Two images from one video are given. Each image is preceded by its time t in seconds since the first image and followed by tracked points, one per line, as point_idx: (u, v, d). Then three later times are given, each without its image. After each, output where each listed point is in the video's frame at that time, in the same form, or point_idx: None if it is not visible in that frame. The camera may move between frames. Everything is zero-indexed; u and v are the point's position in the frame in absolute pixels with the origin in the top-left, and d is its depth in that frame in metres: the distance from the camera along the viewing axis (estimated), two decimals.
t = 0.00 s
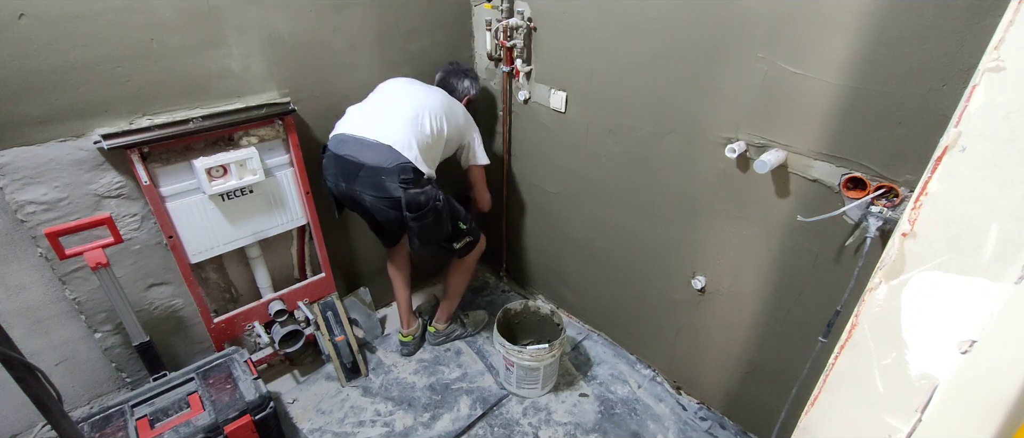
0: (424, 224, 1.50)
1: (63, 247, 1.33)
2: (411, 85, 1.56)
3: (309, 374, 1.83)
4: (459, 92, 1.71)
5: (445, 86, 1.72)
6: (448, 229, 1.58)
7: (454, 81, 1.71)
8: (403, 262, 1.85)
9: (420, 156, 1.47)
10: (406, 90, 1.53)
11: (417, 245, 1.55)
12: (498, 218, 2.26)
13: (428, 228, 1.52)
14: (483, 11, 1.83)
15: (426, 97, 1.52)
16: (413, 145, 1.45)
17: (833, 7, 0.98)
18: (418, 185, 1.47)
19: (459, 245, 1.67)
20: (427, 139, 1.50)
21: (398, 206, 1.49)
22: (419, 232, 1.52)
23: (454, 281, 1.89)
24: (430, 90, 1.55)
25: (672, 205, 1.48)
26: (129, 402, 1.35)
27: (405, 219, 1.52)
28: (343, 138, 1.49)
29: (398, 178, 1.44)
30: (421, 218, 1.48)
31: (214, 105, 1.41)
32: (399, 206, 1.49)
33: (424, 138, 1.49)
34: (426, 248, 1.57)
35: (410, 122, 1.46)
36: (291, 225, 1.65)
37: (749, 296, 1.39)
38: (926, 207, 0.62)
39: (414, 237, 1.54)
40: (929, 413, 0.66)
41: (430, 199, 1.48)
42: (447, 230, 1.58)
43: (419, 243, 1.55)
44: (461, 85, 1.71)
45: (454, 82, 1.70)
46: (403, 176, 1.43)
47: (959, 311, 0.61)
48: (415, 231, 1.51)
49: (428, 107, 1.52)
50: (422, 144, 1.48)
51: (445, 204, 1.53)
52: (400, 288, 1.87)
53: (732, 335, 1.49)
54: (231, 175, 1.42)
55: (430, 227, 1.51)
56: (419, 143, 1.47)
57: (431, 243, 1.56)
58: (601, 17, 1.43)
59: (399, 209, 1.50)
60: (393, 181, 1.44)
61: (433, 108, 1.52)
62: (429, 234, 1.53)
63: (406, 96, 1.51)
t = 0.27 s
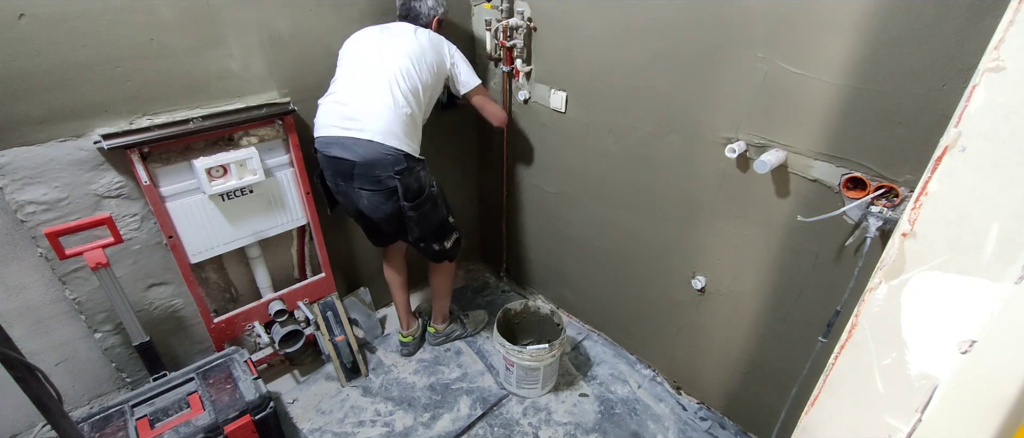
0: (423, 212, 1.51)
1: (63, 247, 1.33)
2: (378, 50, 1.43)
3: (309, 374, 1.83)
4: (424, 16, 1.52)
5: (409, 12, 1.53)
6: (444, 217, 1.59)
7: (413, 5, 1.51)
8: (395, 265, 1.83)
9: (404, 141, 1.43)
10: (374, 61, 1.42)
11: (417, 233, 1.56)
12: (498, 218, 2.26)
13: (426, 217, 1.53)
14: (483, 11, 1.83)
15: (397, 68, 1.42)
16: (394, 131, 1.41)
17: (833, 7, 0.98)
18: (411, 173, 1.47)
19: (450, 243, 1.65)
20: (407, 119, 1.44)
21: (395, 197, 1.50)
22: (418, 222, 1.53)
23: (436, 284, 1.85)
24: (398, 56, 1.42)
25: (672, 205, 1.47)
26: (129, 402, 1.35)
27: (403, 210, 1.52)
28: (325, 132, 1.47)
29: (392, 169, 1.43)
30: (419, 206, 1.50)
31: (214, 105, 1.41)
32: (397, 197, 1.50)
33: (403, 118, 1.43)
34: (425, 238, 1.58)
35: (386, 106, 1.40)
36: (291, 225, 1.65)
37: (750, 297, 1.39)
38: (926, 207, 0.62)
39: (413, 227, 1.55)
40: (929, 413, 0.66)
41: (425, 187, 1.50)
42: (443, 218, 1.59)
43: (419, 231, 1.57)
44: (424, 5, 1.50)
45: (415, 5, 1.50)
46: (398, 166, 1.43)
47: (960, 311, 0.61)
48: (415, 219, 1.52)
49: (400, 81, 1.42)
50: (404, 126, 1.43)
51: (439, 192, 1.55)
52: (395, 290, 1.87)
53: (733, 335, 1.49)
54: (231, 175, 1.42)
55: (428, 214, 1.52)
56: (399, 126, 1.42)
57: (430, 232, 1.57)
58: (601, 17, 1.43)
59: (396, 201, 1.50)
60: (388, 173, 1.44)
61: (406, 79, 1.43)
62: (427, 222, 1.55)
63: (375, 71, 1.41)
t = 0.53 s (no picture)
0: (415, 215, 1.50)
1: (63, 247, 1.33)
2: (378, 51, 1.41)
3: (309, 374, 1.83)
4: (441, 14, 1.53)
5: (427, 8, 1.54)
6: (437, 221, 1.58)
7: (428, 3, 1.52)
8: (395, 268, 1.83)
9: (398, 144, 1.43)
10: (375, 60, 1.41)
11: (408, 237, 1.55)
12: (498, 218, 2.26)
13: (418, 219, 1.52)
14: (483, 11, 1.83)
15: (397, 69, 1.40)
16: (388, 134, 1.41)
17: (833, 7, 0.98)
18: (404, 175, 1.46)
19: (441, 248, 1.64)
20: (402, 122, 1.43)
21: (387, 198, 1.49)
22: (409, 224, 1.52)
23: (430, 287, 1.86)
24: (398, 57, 1.40)
25: (672, 205, 1.47)
26: (129, 402, 1.35)
27: (395, 212, 1.51)
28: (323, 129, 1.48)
29: (385, 170, 1.43)
30: (412, 208, 1.49)
31: (214, 105, 1.41)
32: (389, 199, 1.49)
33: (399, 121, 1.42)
34: (416, 241, 1.57)
35: (382, 108, 1.40)
36: (291, 225, 1.65)
37: (750, 297, 1.39)
38: (926, 206, 0.62)
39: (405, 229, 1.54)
40: (929, 413, 0.66)
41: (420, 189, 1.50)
42: (436, 221, 1.58)
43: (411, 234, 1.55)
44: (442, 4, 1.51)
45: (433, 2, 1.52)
46: (390, 168, 1.43)
47: (960, 311, 0.60)
48: (407, 222, 1.51)
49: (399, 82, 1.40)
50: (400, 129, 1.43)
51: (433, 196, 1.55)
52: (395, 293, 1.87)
53: (733, 335, 1.49)
54: (231, 175, 1.42)
55: (420, 217, 1.52)
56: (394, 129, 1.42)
57: (421, 235, 1.56)
58: (601, 17, 1.43)
59: (389, 202, 1.50)
60: (380, 174, 1.44)
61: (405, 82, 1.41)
62: (420, 225, 1.54)
63: (375, 71, 1.40)
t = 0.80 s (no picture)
0: (383, 225, 1.44)
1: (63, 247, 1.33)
2: (386, 62, 1.42)
3: (309, 374, 1.83)
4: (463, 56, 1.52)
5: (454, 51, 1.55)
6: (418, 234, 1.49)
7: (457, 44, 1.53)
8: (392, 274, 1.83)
9: (369, 151, 1.38)
10: (377, 69, 1.41)
11: (379, 247, 1.50)
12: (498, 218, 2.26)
13: (388, 229, 1.45)
14: (483, 11, 1.83)
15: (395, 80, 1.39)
16: (363, 141, 1.37)
17: (833, 7, 0.98)
18: (373, 182, 1.41)
19: (429, 261, 1.55)
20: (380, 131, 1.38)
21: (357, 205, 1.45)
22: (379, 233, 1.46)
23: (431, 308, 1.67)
24: (400, 71, 1.39)
25: (673, 205, 1.47)
26: (129, 402, 1.35)
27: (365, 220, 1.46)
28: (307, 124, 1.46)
29: (351, 176, 1.39)
30: (379, 218, 1.43)
31: (214, 105, 1.41)
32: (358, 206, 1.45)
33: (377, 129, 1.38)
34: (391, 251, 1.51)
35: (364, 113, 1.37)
36: (291, 225, 1.65)
37: (750, 297, 1.39)
38: (926, 207, 0.60)
39: (377, 238, 1.49)
40: (930, 413, 0.63)
41: (391, 199, 1.42)
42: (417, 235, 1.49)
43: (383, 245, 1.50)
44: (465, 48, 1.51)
45: (460, 44, 1.52)
46: (354, 174, 1.38)
47: (959, 311, 0.58)
48: (377, 231, 1.46)
49: (392, 92, 1.38)
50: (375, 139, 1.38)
51: (410, 205, 1.45)
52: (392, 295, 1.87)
53: (733, 335, 1.49)
54: (231, 175, 1.42)
55: (391, 228, 1.44)
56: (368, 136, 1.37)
57: (394, 246, 1.50)
58: (601, 17, 1.42)
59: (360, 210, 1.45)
60: (347, 180, 1.40)
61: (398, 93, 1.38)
62: (395, 236, 1.47)
63: (372, 77, 1.39)
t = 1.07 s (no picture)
0: (399, 243, 1.40)
1: (63, 247, 1.33)
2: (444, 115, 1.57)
3: (309, 374, 1.83)
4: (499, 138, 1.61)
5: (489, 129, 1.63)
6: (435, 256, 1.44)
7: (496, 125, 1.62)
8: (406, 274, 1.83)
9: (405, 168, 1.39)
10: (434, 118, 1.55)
11: (390, 266, 1.45)
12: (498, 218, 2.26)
13: (405, 250, 1.41)
14: (483, 11, 1.83)
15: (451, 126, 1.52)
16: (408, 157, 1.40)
17: (833, 7, 0.98)
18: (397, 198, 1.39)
19: (452, 277, 1.52)
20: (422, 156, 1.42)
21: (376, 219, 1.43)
22: (394, 254, 1.41)
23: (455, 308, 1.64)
24: (459, 124, 1.54)
25: (673, 205, 1.47)
26: (129, 402, 1.35)
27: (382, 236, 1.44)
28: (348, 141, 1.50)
29: (376, 187, 1.39)
30: (396, 234, 1.39)
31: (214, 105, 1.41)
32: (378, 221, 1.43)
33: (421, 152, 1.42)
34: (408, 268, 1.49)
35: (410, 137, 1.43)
36: (291, 225, 1.65)
37: (750, 297, 1.39)
38: (926, 207, 0.59)
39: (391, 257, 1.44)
40: (930, 413, 0.62)
41: (411, 218, 1.38)
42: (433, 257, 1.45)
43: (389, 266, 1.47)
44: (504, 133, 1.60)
45: (497, 126, 1.61)
46: (381, 186, 1.38)
47: (959, 311, 0.57)
48: (391, 249, 1.41)
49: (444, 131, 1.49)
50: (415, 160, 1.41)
51: (431, 228, 1.40)
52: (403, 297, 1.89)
53: (732, 335, 1.49)
54: (231, 175, 1.42)
55: (406, 249, 1.41)
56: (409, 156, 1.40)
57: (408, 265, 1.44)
58: (601, 17, 1.43)
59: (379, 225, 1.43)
60: (370, 190, 1.39)
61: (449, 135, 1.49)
62: (407, 255, 1.42)
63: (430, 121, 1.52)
